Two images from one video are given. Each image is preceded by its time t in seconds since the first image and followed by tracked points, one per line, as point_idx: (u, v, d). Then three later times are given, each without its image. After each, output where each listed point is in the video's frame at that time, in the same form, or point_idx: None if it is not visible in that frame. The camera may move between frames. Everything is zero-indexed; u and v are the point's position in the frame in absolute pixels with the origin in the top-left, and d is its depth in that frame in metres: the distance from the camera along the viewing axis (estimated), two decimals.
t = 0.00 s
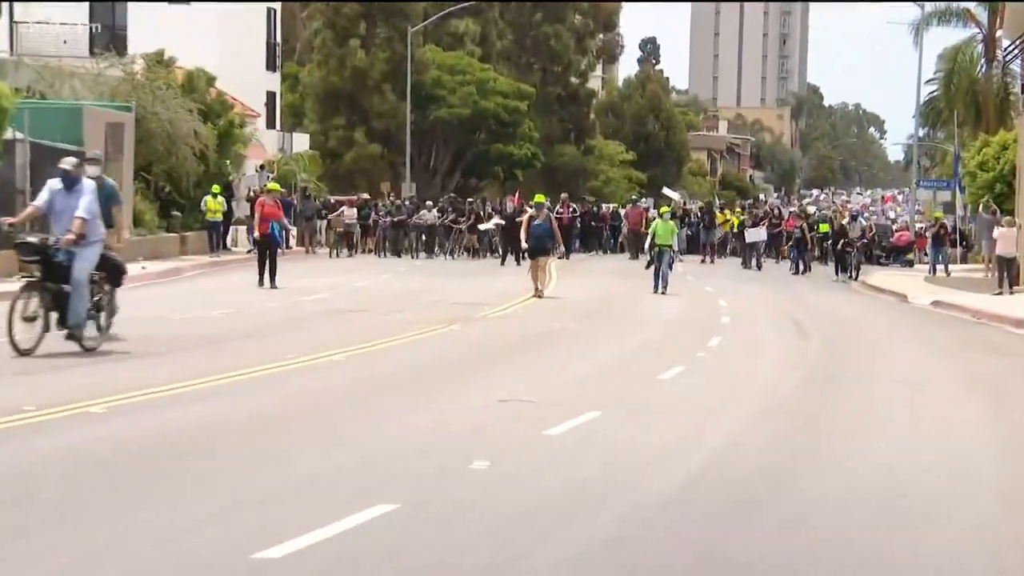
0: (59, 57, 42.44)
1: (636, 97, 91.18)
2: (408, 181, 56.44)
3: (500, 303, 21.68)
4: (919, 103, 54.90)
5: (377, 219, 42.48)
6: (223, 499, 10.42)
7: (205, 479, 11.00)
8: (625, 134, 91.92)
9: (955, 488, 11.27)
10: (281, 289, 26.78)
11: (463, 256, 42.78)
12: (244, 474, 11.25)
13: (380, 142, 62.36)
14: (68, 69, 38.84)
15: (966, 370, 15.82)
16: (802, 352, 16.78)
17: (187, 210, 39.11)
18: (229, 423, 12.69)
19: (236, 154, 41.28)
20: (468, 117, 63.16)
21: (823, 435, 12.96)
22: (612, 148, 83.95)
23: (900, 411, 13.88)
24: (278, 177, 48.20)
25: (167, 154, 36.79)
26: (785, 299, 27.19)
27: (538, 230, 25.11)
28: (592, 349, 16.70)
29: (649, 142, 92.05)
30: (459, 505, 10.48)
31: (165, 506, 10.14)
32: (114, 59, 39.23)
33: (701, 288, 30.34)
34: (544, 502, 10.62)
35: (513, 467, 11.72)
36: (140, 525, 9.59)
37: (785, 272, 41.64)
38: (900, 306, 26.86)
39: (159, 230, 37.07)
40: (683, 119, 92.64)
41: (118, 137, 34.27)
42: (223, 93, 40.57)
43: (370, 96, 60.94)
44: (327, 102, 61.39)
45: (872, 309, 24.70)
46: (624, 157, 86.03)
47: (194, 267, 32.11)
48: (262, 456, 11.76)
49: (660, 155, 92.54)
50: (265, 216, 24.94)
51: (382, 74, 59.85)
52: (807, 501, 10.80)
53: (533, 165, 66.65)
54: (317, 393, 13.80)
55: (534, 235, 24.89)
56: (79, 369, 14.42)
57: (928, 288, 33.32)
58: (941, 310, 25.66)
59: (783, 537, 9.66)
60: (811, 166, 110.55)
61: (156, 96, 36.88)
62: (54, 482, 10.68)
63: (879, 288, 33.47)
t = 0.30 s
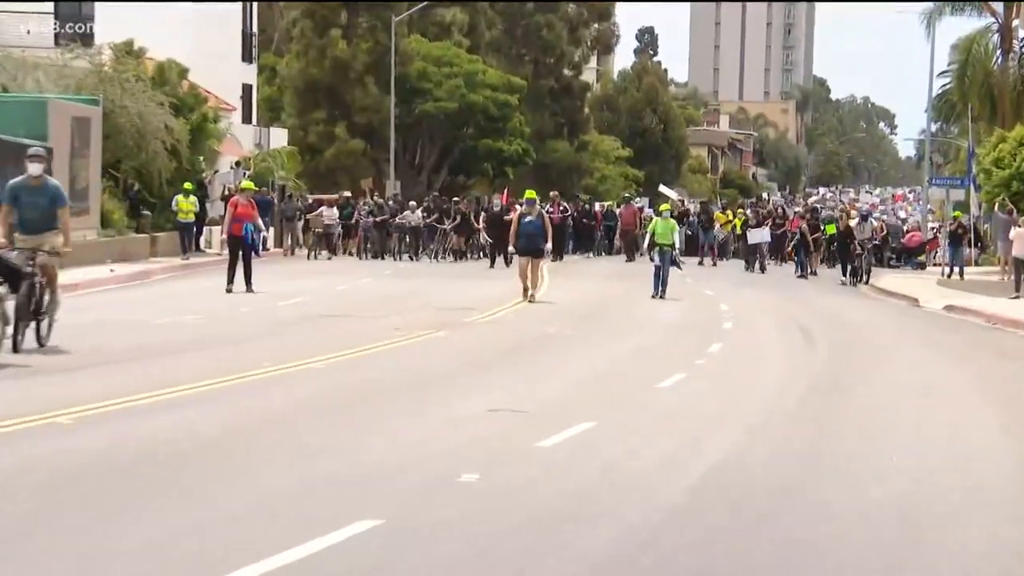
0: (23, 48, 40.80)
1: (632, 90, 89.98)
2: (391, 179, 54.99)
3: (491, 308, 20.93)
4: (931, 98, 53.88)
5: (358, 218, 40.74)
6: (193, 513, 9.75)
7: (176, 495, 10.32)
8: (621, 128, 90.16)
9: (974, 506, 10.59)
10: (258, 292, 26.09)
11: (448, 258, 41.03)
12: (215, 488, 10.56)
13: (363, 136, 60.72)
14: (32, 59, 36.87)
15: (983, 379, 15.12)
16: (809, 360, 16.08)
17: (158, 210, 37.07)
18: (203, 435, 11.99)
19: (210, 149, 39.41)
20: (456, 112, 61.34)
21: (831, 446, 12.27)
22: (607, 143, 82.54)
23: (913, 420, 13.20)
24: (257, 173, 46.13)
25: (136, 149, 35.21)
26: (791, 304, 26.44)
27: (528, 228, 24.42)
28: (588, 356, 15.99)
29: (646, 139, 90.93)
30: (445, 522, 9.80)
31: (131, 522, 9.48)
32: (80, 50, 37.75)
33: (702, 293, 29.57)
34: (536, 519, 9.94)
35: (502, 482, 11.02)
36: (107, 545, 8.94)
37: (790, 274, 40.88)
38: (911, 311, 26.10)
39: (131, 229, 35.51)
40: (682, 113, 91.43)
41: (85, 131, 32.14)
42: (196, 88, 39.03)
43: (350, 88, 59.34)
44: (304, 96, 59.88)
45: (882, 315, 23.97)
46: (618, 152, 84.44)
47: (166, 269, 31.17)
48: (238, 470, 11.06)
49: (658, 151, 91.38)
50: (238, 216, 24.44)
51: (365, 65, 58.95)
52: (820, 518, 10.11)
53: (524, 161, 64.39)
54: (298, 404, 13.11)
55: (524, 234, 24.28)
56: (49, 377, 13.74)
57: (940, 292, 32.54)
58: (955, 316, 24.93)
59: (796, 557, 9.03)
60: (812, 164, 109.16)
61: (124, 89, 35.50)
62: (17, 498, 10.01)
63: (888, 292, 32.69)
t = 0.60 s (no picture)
0: None
1: (627, 84, 89.18)
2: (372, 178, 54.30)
3: (480, 313, 20.34)
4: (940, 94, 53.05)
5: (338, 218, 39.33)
6: (159, 530, 9.15)
7: (145, 507, 9.76)
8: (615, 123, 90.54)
9: (992, 519, 9.98)
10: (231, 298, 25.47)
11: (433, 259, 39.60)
12: (185, 502, 9.96)
13: (344, 134, 59.81)
14: None
15: (997, 386, 14.55)
16: (813, 368, 15.45)
17: (128, 210, 35.82)
18: (178, 445, 11.44)
19: (182, 146, 37.77)
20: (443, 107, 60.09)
21: (837, 455, 11.72)
22: (603, 141, 81.59)
23: (928, 429, 12.56)
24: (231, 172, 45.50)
25: (105, 147, 33.72)
26: (795, 309, 25.84)
27: (517, 233, 23.83)
28: (582, 364, 15.35)
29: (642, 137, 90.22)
30: (430, 535, 9.24)
31: (94, 538, 8.94)
32: (46, 42, 35.92)
33: (702, 297, 28.98)
34: (527, 531, 9.38)
35: (493, 493, 10.46)
36: (66, 564, 8.35)
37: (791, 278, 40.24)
38: (921, 316, 25.48)
39: (99, 232, 33.83)
40: (680, 109, 90.61)
41: (50, 126, 30.97)
42: (167, 81, 37.57)
43: (331, 83, 58.32)
44: (281, 92, 59.06)
45: (891, 321, 23.36)
46: (612, 147, 83.42)
47: (139, 273, 30.36)
48: (214, 481, 10.51)
49: (656, 149, 90.63)
50: (206, 216, 23.87)
51: (345, 59, 57.75)
52: (828, 530, 9.55)
53: (514, 160, 62.75)
54: (279, 413, 12.55)
55: (512, 238, 23.69)
56: (20, 385, 13.20)
57: (952, 297, 31.83)
58: (967, 322, 24.30)
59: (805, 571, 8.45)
60: (812, 161, 108.28)
61: (92, 84, 33.81)
62: None
63: (894, 298, 32.07)
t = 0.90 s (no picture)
0: None
1: (625, 78, 88.21)
2: (359, 177, 54.04)
3: (471, 320, 19.79)
4: (957, 88, 52.13)
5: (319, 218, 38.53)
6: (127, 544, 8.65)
7: (107, 521, 9.19)
8: (613, 119, 90.20)
9: (1010, 534, 9.45)
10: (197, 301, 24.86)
11: (420, 262, 38.72)
12: (157, 514, 9.46)
13: (326, 130, 59.25)
14: None
15: (1013, 396, 13.96)
16: (816, 378, 14.89)
17: (99, 210, 34.78)
18: (152, 457, 10.92)
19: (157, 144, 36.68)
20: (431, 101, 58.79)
21: (845, 469, 11.16)
22: (601, 138, 80.88)
23: (940, 443, 12.00)
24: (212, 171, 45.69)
25: (75, 144, 32.94)
26: (801, 315, 25.25)
27: (504, 230, 23.24)
28: (577, 373, 14.81)
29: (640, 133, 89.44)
30: (412, 552, 8.65)
31: (50, 556, 8.35)
32: (12, 33, 34.55)
33: (704, 302, 28.40)
34: (518, 549, 8.78)
35: (483, 507, 9.87)
36: None
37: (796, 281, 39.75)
38: (932, 322, 24.87)
39: (66, 234, 32.82)
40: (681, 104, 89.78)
41: (16, 122, 30.11)
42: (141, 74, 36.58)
43: (314, 76, 58.09)
44: (263, 85, 58.83)
45: (900, 327, 22.77)
46: (608, 145, 82.67)
47: (108, 276, 29.70)
48: (185, 495, 9.94)
49: (654, 145, 89.86)
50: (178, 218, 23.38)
51: (329, 51, 57.51)
52: (839, 549, 8.95)
53: (505, 156, 61.38)
54: (257, 425, 11.98)
55: (500, 237, 23.13)
56: None
57: (964, 302, 31.19)
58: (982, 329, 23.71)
59: None
60: (820, 159, 107.37)
61: (60, 77, 33.02)
62: None
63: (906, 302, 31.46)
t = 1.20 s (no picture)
0: None
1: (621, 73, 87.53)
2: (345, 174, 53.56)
3: (464, 323, 19.37)
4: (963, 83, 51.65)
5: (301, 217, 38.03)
6: (106, 552, 8.26)
7: (72, 533, 8.65)
8: (609, 113, 89.10)
9: None
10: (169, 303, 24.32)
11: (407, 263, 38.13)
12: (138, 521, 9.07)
13: (310, 125, 58.63)
14: None
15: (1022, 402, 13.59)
16: (817, 383, 14.50)
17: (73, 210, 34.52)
18: (134, 464, 10.52)
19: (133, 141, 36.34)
20: (421, 96, 58.37)
21: (851, 476, 10.77)
22: (597, 135, 80.34)
23: (948, 449, 11.63)
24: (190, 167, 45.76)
25: (48, 140, 32.38)
26: (802, 318, 24.87)
27: (495, 235, 22.79)
28: (572, 378, 14.42)
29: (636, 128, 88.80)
30: (398, 567, 8.10)
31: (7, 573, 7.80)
32: None
33: (703, 305, 27.91)
34: (511, 563, 8.23)
35: (474, 519, 9.33)
36: None
37: (796, 283, 39.41)
38: (942, 325, 24.46)
39: (41, 233, 32.38)
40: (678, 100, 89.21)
41: None
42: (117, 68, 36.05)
43: (297, 69, 57.36)
44: (244, 78, 57.93)
45: (904, 331, 22.40)
46: (605, 142, 82.08)
47: (82, 278, 29.25)
48: (168, 501, 9.56)
49: (652, 143, 89.19)
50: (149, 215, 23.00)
51: (313, 43, 57.03)
52: (853, 564, 8.39)
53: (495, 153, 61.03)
54: (236, 435, 11.46)
55: (491, 241, 22.69)
56: None
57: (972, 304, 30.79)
58: (990, 332, 23.25)
59: None
60: (820, 158, 107.51)
61: (33, 70, 32.34)
62: None
63: (914, 304, 31.05)
